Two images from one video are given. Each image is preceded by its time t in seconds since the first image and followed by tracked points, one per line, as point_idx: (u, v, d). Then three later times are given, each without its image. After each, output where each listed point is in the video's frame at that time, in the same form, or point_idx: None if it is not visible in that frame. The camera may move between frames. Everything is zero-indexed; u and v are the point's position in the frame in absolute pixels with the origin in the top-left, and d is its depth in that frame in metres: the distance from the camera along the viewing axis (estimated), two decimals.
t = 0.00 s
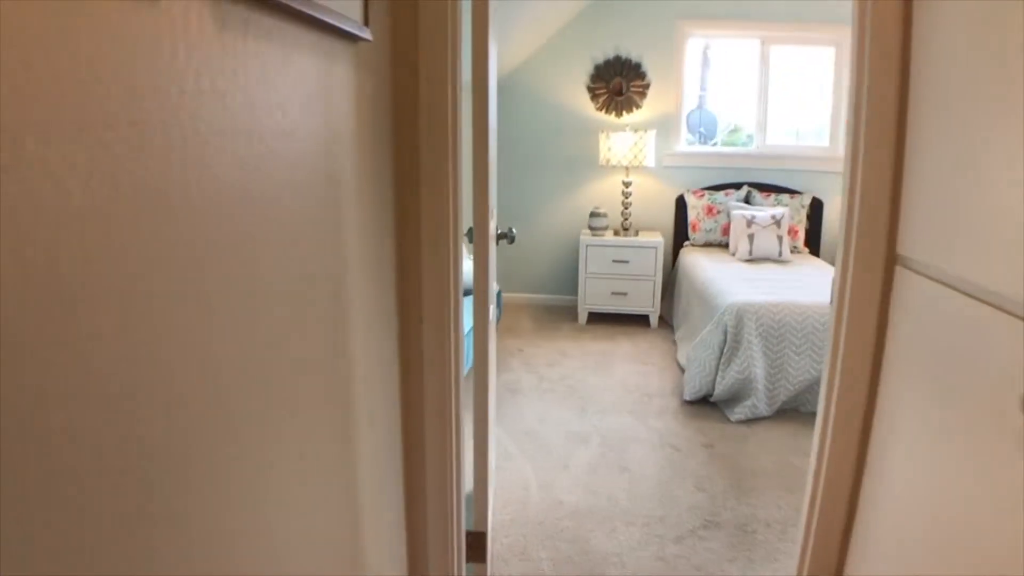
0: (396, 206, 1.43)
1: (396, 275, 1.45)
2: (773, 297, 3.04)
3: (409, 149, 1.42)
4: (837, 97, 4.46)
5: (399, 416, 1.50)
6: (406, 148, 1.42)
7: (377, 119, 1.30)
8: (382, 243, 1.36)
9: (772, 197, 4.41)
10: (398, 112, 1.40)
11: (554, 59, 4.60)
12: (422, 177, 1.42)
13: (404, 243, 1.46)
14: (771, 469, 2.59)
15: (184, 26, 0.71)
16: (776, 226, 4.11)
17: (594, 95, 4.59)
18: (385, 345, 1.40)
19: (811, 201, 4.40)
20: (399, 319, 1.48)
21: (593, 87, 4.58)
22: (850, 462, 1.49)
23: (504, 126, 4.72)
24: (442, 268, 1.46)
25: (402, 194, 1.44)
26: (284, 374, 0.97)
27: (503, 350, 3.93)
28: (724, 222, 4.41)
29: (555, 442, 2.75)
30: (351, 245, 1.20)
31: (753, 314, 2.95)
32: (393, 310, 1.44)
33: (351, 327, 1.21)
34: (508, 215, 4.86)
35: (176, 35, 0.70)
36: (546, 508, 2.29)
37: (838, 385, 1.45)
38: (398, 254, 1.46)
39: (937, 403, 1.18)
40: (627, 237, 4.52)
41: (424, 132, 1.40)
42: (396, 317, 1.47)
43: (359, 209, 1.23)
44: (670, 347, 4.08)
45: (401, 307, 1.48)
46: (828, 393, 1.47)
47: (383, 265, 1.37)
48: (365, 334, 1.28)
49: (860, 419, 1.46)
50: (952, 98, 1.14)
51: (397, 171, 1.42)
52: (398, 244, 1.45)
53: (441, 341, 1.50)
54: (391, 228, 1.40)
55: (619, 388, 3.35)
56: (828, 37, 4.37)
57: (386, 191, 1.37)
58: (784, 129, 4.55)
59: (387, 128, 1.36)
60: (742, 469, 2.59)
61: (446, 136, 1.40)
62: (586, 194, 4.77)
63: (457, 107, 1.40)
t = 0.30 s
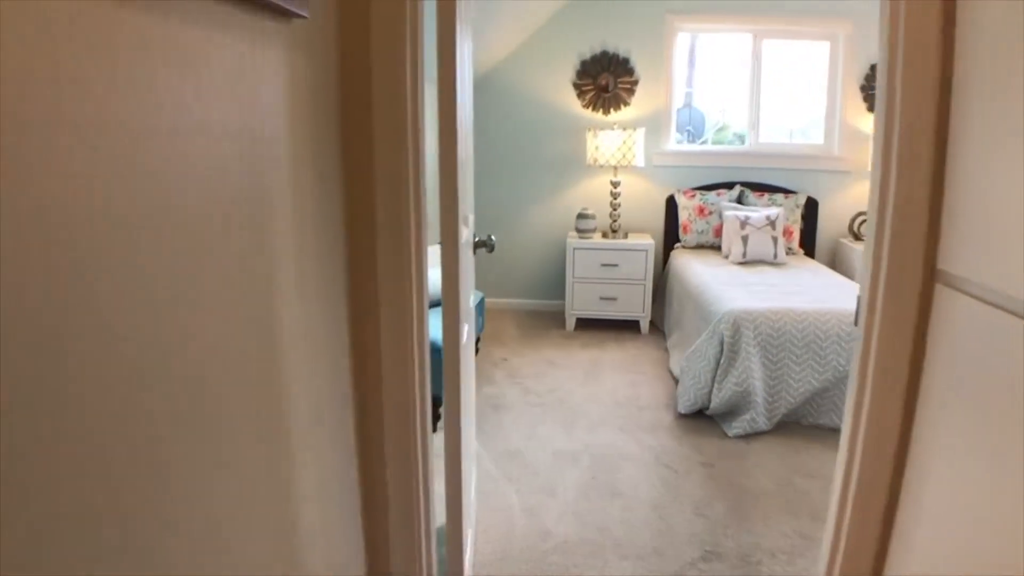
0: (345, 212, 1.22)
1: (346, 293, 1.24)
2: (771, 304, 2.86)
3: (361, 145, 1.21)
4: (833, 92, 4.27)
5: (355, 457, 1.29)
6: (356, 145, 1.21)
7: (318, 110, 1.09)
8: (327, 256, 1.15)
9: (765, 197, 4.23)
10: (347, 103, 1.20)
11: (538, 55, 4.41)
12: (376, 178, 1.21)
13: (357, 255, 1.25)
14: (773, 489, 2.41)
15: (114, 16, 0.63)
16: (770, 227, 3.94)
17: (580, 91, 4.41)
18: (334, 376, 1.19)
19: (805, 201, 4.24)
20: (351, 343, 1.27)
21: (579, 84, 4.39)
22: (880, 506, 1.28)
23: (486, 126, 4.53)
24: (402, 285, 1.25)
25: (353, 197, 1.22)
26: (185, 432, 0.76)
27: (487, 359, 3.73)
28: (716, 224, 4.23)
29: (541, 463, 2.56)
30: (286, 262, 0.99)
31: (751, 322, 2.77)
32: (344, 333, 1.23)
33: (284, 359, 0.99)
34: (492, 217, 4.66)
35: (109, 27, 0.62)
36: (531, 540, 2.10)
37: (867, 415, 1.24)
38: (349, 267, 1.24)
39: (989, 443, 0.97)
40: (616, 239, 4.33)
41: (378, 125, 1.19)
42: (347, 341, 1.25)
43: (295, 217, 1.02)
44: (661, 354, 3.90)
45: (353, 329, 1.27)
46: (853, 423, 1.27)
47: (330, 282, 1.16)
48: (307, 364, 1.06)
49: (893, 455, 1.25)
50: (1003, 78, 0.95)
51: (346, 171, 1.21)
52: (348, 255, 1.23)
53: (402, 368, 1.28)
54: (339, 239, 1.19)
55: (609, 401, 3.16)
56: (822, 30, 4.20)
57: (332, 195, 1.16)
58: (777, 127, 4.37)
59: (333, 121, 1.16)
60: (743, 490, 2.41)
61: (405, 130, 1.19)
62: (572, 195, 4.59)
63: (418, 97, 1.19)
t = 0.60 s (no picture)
0: (267, 216, 1.00)
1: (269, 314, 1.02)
2: (766, 311, 2.68)
3: (286, 136, 0.99)
4: (823, 86, 4.10)
5: (285, 510, 1.08)
6: (279, 135, 1.00)
7: (221, 91, 0.88)
8: (240, 272, 0.93)
9: (755, 195, 4.05)
10: (267, 84, 0.98)
11: (517, 48, 4.21)
12: (305, 174, 0.99)
13: (283, 268, 1.03)
14: (771, 513, 2.23)
15: None
16: (760, 227, 3.77)
17: (560, 86, 4.21)
18: (253, 417, 0.97)
19: (796, 199, 4.07)
20: (276, 374, 1.05)
21: (559, 78, 4.20)
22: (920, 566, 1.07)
23: (463, 124, 4.33)
24: (338, 306, 1.03)
25: (276, 199, 1.01)
26: None
27: (464, 369, 3.53)
28: (704, 223, 4.05)
29: (521, 486, 2.36)
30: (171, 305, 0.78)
31: (744, 331, 2.59)
32: (267, 363, 1.01)
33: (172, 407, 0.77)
34: (470, 219, 4.46)
35: None
36: None
37: (903, 455, 1.03)
38: (273, 282, 1.02)
39: None
40: (600, 240, 4.13)
41: (305, 109, 0.97)
42: (272, 372, 1.03)
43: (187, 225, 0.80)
44: (648, 361, 3.71)
45: (279, 357, 1.05)
46: (885, 463, 1.06)
47: (245, 302, 0.94)
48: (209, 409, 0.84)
49: (935, 499, 1.04)
50: None
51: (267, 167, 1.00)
52: (270, 268, 1.01)
53: (343, 403, 1.06)
54: (256, 249, 0.97)
55: (594, 414, 2.97)
56: (812, 22, 4.03)
57: (247, 196, 0.95)
58: (765, 122, 4.20)
59: (247, 106, 0.94)
60: (739, 514, 2.22)
61: (339, 115, 0.97)
62: (553, 194, 4.40)
63: (357, 74, 0.98)
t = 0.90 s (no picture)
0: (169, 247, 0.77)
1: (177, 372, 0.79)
2: (759, 321, 2.53)
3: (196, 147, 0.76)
4: (812, 82, 3.96)
5: None
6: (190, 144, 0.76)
7: (107, 84, 0.65)
8: (142, 320, 0.71)
9: (742, 196, 3.90)
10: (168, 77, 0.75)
11: (495, 42, 4.03)
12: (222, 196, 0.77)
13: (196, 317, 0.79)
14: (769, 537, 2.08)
15: None
16: (749, 229, 3.62)
17: (541, 83, 4.04)
18: (157, 507, 0.74)
19: (784, 200, 3.93)
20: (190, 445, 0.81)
21: (540, 74, 4.02)
22: None
23: (440, 122, 4.15)
24: (267, 349, 0.80)
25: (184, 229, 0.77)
26: None
27: (440, 382, 3.34)
28: (690, 226, 3.90)
29: (500, 513, 2.18)
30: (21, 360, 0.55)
31: (738, 343, 2.43)
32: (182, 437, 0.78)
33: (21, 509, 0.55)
34: (447, 221, 4.28)
35: None
36: None
37: (959, 503, 0.87)
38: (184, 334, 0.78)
39: None
40: (582, 244, 3.97)
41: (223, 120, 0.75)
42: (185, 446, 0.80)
43: (49, 271, 0.58)
44: (634, 370, 3.56)
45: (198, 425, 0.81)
46: (936, 502, 0.90)
47: (136, 354, 0.70)
48: (87, 512, 0.63)
49: (998, 543, 0.87)
50: None
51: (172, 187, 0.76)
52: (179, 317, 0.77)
53: (276, 472, 0.84)
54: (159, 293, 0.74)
55: (577, 430, 2.80)
56: (801, 16, 3.89)
57: (146, 223, 0.72)
58: (752, 120, 4.05)
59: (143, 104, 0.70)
60: (736, 539, 2.06)
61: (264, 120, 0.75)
62: (534, 196, 4.22)
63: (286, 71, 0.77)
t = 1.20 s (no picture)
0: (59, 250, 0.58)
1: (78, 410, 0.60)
2: (765, 326, 2.39)
3: (96, 138, 0.58)
4: (811, 77, 3.82)
5: None
6: (86, 136, 0.58)
7: None
8: None
9: (740, 194, 3.76)
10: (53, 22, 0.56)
11: (484, 35, 3.86)
12: (130, 208, 0.59)
13: (103, 353, 0.61)
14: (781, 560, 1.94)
15: None
16: (749, 228, 3.48)
17: (531, 77, 3.88)
18: None
19: (784, 198, 3.80)
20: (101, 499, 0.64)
21: (530, 68, 3.87)
22: None
23: (426, 118, 3.98)
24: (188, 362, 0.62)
25: (84, 241, 0.59)
26: None
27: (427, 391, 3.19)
28: (686, 225, 3.75)
29: (491, 536, 2.03)
30: None
31: (744, 351, 2.28)
32: (94, 506, 0.62)
33: None
34: (434, 221, 4.11)
35: None
36: None
37: None
38: (87, 382, 0.61)
39: None
40: (575, 244, 3.81)
41: (128, 105, 0.57)
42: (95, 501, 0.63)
43: None
44: (629, 377, 3.42)
45: (110, 488, 0.64)
46: None
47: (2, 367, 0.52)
48: None
49: None
50: None
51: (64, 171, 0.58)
52: (77, 361, 0.60)
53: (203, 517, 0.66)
54: (49, 340, 0.57)
55: (572, 443, 2.65)
56: (800, 8, 3.75)
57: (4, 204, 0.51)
58: (749, 116, 3.91)
59: (20, 89, 0.52)
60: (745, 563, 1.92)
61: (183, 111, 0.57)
62: (524, 194, 4.06)
63: (215, 51, 0.58)
